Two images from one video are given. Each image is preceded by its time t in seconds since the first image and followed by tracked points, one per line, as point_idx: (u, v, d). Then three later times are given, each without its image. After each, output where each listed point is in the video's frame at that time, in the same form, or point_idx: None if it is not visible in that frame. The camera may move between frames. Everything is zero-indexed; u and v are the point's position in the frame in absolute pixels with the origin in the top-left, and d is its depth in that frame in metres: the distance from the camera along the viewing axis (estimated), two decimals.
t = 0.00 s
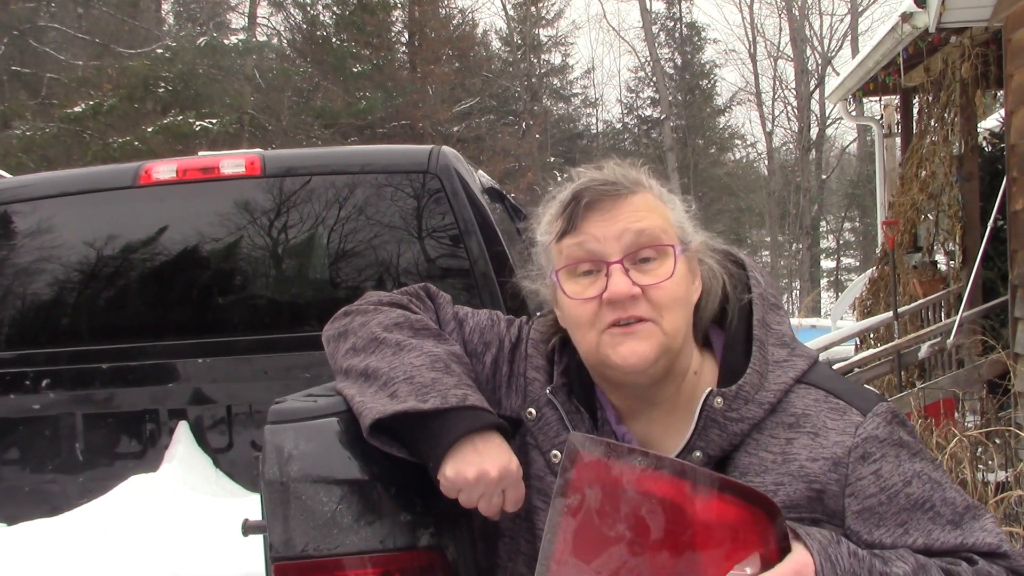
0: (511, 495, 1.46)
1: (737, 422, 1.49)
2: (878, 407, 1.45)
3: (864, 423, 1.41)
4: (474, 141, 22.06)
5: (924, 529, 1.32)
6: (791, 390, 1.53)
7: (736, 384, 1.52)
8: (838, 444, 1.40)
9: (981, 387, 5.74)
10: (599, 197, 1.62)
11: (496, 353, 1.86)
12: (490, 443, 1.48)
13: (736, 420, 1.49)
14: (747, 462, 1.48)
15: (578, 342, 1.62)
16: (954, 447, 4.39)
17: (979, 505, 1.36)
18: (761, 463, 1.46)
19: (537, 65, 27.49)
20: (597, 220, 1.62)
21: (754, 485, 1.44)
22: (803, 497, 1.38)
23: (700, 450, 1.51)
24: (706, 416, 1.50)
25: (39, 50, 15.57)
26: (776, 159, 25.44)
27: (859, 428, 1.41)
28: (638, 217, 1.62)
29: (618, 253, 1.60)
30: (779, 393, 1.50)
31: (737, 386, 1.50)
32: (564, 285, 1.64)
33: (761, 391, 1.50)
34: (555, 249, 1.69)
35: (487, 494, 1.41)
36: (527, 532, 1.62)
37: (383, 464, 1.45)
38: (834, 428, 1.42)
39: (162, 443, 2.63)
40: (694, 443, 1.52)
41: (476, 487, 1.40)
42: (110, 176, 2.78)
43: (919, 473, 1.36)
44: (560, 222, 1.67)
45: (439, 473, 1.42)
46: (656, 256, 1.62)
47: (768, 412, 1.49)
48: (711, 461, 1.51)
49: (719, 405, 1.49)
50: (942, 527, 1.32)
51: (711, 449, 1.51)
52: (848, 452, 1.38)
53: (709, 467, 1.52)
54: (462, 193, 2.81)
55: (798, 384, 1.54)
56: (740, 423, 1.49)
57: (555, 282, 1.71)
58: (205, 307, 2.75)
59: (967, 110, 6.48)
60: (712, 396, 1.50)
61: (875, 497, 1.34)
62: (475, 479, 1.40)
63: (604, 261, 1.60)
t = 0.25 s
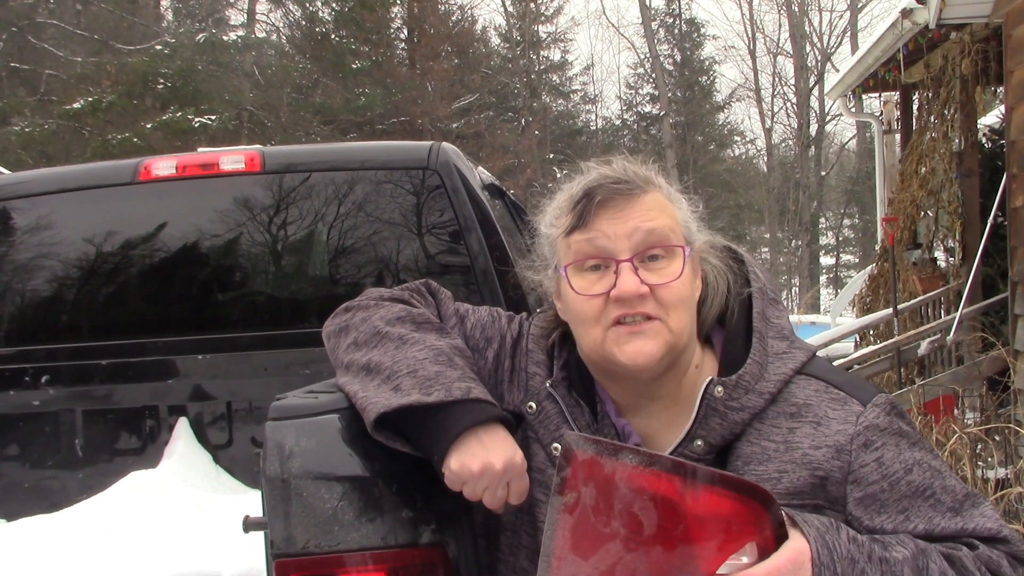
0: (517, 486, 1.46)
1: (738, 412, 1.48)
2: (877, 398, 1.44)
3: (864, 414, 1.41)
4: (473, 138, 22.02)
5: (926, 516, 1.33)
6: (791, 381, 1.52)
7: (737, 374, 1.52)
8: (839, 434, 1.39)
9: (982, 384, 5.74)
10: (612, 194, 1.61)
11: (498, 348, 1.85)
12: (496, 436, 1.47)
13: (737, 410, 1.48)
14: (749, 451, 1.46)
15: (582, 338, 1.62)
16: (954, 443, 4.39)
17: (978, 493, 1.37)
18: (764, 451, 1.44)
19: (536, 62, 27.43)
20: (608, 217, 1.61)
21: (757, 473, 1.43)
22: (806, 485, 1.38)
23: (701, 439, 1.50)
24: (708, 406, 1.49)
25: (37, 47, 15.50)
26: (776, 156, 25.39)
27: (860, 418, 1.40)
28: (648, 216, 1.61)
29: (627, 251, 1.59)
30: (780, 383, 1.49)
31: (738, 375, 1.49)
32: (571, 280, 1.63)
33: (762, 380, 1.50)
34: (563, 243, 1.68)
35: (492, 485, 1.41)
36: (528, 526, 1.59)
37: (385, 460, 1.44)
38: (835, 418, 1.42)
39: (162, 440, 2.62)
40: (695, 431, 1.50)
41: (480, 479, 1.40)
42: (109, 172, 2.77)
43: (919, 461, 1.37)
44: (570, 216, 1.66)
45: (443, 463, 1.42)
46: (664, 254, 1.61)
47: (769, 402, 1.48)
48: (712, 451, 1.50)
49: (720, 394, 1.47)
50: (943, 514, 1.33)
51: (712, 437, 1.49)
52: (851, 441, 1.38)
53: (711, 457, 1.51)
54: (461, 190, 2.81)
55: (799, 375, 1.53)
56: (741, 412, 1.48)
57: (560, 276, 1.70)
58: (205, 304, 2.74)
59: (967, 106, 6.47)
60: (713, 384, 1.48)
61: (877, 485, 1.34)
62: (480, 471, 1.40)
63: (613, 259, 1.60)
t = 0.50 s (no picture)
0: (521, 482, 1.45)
1: (737, 410, 1.47)
2: (877, 397, 1.44)
3: (864, 412, 1.40)
4: (474, 134, 22.01)
5: (923, 517, 1.32)
6: (790, 379, 1.51)
7: (735, 372, 1.51)
8: (838, 432, 1.39)
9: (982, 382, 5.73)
10: (616, 193, 1.60)
11: (500, 345, 1.85)
12: (497, 432, 1.47)
13: (736, 409, 1.47)
14: (748, 449, 1.46)
15: (582, 335, 1.62)
16: (954, 442, 4.39)
17: (978, 494, 1.36)
18: (762, 449, 1.44)
19: (537, 59, 27.39)
20: (611, 216, 1.60)
21: (755, 472, 1.42)
22: (803, 483, 1.37)
23: (700, 438, 1.50)
24: (706, 404, 1.48)
25: (38, 41, 15.50)
26: (776, 154, 25.38)
27: (860, 416, 1.40)
28: (652, 215, 1.60)
29: (629, 249, 1.58)
30: (779, 382, 1.49)
31: (738, 373, 1.48)
32: (572, 278, 1.63)
33: (761, 379, 1.49)
34: (565, 240, 1.67)
35: (496, 481, 1.40)
36: (528, 525, 1.58)
37: (386, 457, 1.44)
38: (834, 417, 1.41)
39: (161, 435, 2.61)
40: (694, 430, 1.51)
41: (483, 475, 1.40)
42: (110, 167, 2.76)
43: (920, 461, 1.35)
44: (572, 214, 1.65)
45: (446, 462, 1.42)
46: (667, 254, 1.60)
47: (768, 401, 1.48)
48: (711, 449, 1.50)
49: (719, 392, 1.47)
50: (942, 515, 1.32)
51: (711, 436, 1.49)
52: (850, 439, 1.37)
53: (709, 456, 1.51)
54: (462, 186, 2.80)
55: (799, 374, 1.53)
56: (740, 410, 1.47)
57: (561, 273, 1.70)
58: (205, 299, 2.74)
59: (969, 105, 6.46)
60: (713, 383, 1.48)
61: (876, 484, 1.33)
62: (482, 468, 1.39)
63: (615, 257, 1.59)
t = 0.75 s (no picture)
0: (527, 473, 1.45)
1: (740, 408, 1.46)
2: (881, 395, 1.43)
3: (867, 411, 1.40)
4: (476, 129, 21.97)
5: (925, 516, 1.31)
6: (794, 377, 1.51)
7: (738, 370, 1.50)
8: (841, 432, 1.38)
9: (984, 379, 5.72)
10: (621, 190, 1.59)
11: (504, 341, 1.84)
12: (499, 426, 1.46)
13: (739, 407, 1.46)
14: (750, 448, 1.45)
15: (585, 333, 1.61)
16: (957, 439, 4.39)
17: (981, 493, 1.35)
18: (764, 449, 1.44)
19: (540, 54, 27.32)
20: (616, 214, 1.59)
21: (757, 471, 1.42)
22: (805, 482, 1.37)
23: (702, 436, 1.49)
24: (709, 403, 1.47)
25: (40, 35, 15.47)
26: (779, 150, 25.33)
27: (863, 415, 1.39)
28: (657, 214, 1.59)
29: (634, 248, 1.58)
30: (782, 380, 1.48)
31: (740, 372, 1.48)
32: (575, 275, 1.62)
33: (764, 377, 1.49)
34: (570, 236, 1.66)
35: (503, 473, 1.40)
36: (532, 521, 1.57)
37: (389, 452, 1.44)
38: (837, 416, 1.41)
39: (164, 429, 2.61)
40: (696, 429, 1.50)
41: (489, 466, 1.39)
42: (112, 160, 2.75)
43: (923, 460, 1.35)
44: (577, 211, 1.64)
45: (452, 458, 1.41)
46: (671, 253, 1.60)
47: (771, 399, 1.47)
48: (714, 448, 1.49)
49: (722, 391, 1.46)
50: (944, 515, 1.31)
51: (713, 435, 1.48)
52: (852, 438, 1.36)
53: (712, 456, 1.51)
54: (465, 180, 2.79)
55: (802, 372, 1.52)
56: (743, 409, 1.46)
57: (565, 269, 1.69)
58: (207, 294, 2.73)
59: (973, 101, 6.42)
60: (715, 382, 1.47)
61: (878, 484, 1.33)
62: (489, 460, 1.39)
63: (620, 255, 1.58)
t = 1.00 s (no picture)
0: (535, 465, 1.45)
1: (749, 408, 1.46)
2: (889, 394, 1.43)
3: (875, 411, 1.39)
4: (481, 126, 21.99)
5: (934, 517, 1.30)
6: (802, 376, 1.51)
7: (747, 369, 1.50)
8: (850, 431, 1.38)
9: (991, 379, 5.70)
10: (629, 187, 1.59)
11: (511, 338, 1.85)
12: (504, 423, 1.46)
13: (747, 407, 1.46)
14: (758, 448, 1.45)
15: (592, 330, 1.61)
16: (963, 438, 4.38)
17: (990, 492, 1.34)
18: (772, 448, 1.43)
19: (546, 51, 27.30)
20: (625, 210, 1.59)
21: (765, 471, 1.41)
22: (813, 482, 1.37)
23: (711, 436, 1.48)
24: (718, 402, 1.46)
25: (48, 31, 15.52)
26: (785, 148, 25.31)
27: (871, 415, 1.39)
28: (665, 211, 1.59)
29: (641, 244, 1.58)
30: (791, 379, 1.48)
31: (749, 372, 1.47)
32: (583, 271, 1.62)
33: (773, 376, 1.48)
34: (578, 232, 1.66)
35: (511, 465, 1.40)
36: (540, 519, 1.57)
37: (397, 448, 1.44)
38: (845, 416, 1.40)
39: (171, 425, 2.62)
40: (705, 428, 1.48)
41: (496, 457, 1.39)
42: (120, 157, 2.77)
43: (930, 459, 1.34)
44: (585, 208, 1.64)
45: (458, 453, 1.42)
46: (679, 249, 1.60)
47: (780, 398, 1.47)
48: (722, 448, 1.48)
49: (731, 390, 1.46)
50: (952, 515, 1.30)
51: (722, 434, 1.47)
52: (860, 438, 1.36)
53: (720, 454, 1.49)
54: (471, 178, 2.79)
55: (810, 370, 1.52)
56: (752, 408, 1.46)
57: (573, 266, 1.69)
58: (214, 290, 2.74)
59: (979, 100, 6.45)
60: (724, 381, 1.47)
61: (886, 484, 1.33)
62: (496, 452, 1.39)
63: (628, 251, 1.58)
